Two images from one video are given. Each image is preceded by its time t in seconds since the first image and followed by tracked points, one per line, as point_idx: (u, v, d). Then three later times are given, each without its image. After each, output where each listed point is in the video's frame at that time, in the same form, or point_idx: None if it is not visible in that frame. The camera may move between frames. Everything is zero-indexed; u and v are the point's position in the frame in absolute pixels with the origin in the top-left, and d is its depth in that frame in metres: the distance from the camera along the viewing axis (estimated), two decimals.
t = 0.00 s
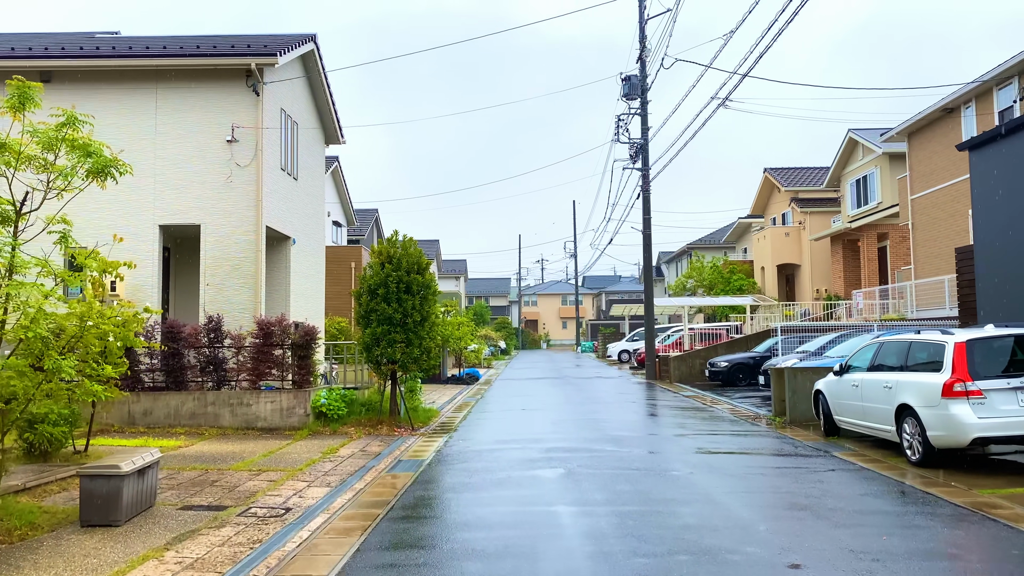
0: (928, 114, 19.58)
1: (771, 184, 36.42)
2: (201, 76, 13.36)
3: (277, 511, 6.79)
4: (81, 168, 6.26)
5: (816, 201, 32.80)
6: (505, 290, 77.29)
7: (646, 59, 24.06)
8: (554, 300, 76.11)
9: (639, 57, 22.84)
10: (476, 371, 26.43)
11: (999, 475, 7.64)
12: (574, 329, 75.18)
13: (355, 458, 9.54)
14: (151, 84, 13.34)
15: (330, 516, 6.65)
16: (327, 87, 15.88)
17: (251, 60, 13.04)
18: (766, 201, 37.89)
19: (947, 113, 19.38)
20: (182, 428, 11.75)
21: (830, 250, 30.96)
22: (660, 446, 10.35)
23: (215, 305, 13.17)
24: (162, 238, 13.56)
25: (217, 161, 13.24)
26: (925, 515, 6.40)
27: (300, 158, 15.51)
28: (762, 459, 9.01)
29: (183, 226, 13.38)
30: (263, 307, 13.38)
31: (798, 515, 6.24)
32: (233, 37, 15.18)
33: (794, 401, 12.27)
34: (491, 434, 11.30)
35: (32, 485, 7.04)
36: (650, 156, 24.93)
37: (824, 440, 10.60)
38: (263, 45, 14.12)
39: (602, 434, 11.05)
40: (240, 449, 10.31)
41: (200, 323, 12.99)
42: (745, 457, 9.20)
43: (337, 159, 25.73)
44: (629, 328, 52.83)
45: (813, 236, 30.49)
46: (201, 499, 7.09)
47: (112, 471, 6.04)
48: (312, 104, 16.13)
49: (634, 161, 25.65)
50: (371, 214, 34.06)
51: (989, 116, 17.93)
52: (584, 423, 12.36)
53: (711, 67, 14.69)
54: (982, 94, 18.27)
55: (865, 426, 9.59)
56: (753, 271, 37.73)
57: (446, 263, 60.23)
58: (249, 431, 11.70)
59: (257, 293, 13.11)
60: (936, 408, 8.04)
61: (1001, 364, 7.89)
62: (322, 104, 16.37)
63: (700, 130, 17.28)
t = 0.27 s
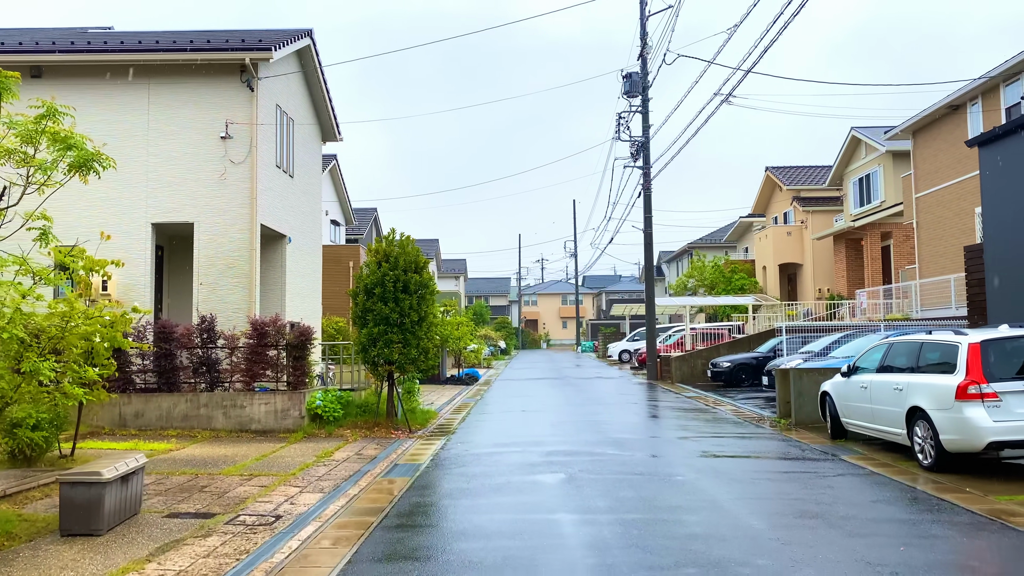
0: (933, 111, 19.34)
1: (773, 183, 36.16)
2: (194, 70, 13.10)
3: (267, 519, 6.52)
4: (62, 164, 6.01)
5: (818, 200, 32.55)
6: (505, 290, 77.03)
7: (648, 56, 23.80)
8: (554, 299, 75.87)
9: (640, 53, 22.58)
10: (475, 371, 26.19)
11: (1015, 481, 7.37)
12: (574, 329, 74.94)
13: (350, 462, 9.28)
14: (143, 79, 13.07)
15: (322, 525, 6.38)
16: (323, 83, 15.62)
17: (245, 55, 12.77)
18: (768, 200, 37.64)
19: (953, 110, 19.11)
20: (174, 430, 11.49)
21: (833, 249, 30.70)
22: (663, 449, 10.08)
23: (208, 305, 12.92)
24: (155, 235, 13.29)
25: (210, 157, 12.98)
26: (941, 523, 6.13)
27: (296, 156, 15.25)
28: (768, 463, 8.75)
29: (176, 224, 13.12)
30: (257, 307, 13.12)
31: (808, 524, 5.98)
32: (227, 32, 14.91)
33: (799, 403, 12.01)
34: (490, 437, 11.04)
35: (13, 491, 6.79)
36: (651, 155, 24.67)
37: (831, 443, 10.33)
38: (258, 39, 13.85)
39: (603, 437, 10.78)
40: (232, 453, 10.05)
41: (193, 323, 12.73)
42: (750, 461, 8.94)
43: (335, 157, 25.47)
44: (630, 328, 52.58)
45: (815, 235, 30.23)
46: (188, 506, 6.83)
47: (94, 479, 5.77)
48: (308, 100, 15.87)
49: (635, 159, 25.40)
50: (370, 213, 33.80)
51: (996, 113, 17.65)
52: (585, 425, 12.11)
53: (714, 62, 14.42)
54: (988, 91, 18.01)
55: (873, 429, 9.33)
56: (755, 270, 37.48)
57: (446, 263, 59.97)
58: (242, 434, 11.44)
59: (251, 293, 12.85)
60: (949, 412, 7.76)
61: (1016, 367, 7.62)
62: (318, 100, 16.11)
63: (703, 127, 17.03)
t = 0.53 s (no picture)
0: (939, 107, 19.08)
1: (775, 180, 35.91)
2: (188, 64, 12.85)
3: (257, 524, 6.27)
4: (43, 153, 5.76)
5: (820, 197, 32.30)
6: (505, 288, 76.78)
7: (649, 51, 23.55)
8: (554, 298, 75.62)
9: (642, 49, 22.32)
10: (475, 370, 25.95)
11: None
12: (574, 328, 74.68)
13: (346, 464, 9.03)
14: (136, 73, 12.82)
15: (314, 530, 6.13)
16: (320, 77, 15.37)
17: (240, 47, 12.52)
18: (769, 198, 37.39)
19: (959, 105, 18.86)
20: (166, 431, 11.24)
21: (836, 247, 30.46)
22: (667, 450, 9.85)
23: (202, 304, 12.67)
24: (148, 232, 13.04)
25: (204, 152, 12.73)
26: (959, 529, 5.88)
27: (292, 151, 14.99)
28: (776, 465, 8.50)
29: (170, 220, 12.87)
30: (253, 305, 12.87)
31: (821, 530, 5.72)
32: (222, 25, 14.66)
33: (805, 403, 11.77)
34: (490, 438, 10.80)
35: None
36: (652, 151, 24.41)
37: (839, 444, 10.08)
38: (253, 32, 13.60)
39: (605, 437, 10.54)
40: (224, 454, 9.80)
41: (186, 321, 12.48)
42: (757, 463, 8.69)
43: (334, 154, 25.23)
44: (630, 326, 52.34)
45: (818, 233, 29.96)
46: (176, 510, 6.59)
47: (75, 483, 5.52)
48: (305, 95, 15.61)
49: (636, 156, 25.15)
50: (369, 211, 33.56)
51: (1003, 108, 17.40)
52: (587, 425, 11.86)
53: (718, 56, 14.17)
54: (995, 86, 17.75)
55: (883, 430, 9.08)
56: (756, 269, 37.24)
57: (445, 262, 59.73)
58: (236, 434, 11.19)
59: (246, 290, 12.60)
60: (963, 412, 7.51)
61: None
62: (315, 94, 15.86)
63: (705, 123, 16.77)
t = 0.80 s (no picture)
0: (945, 102, 18.82)
1: (777, 178, 35.64)
2: (181, 57, 12.58)
3: (247, 532, 6.03)
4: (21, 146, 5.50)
5: (823, 195, 32.05)
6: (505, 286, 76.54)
7: (650, 47, 23.28)
8: (554, 296, 75.40)
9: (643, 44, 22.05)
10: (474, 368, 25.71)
11: None
12: (574, 326, 74.46)
13: (341, 467, 8.79)
14: (128, 67, 12.56)
15: (306, 539, 5.89)
16: (317, 71, 15.11)
17: (234, 40, 12.25)
18: (771, 195, 37.14)
19: (965, 101, 18.60)
20: (159, 432, 10.99)
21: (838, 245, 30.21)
22: (671, 452, 9.61)
23: (196, 302, 12.42)
24: (141, 229, 12.79)
25: (198, 148, 12.48)
26: (978, 538, 5.63)
27: (288, 147, 14.74)
28: (783, 469, 8.25)
29: (163, 217, 12.62)
30: (248, 303, 12.63)
31: (835, 540, 5.48)
32: (217, 18, 14.39)
33: (812, 404, 11.53)
34: (490, 439, 10.56)
35: None
36: (654, 148, 24.15)
37: (847, 446, 9.84)
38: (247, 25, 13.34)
39: (608, 439, 10.30)
40: (217, 455, 9.56)
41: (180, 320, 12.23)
42: (764, 466, 8.45)
43: (331, 150, 24.96)
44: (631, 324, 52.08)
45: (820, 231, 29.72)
46: (164, 517, 6.35)
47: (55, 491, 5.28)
48: (301, 90, 15.35)
49: (638, 153, 24.88)
50: (368, 209, 33.31)
51: (1011, 104, 17.13)
52: (588, 426, 11.62)
53: (721, 50, 13.90)
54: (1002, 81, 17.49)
55: (893, 432, 8.84)
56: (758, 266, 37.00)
57: (445, 260, 59.48)
58: (230, 436, 10.95)
59: (241, 289, 12.35)
60: (978, 415, 7.26)
61: None
62: (312, 89, 15.60)
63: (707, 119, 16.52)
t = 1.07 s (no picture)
0: (950, 97, 18.55)
1: (778, 174, 35.39)
2: (173, 49, 12.32)
3: (233, 537, 5.77)
4: None
5: (825, 191, 31.79)
6: (504, 285, 76.30)
7: (651, 41, 23.01)
8: (554, 294, 75.17)
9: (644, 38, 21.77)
10: (474, 367, 25.48)
11: None
12: (574, 324, 74.25)
13: (335, 468, 8.54)
14: (119, 59, 12.29)
15: (295, 545, 5.63)
16: (312, 64, 14.86)
17: (226, 32, 11.99)
18: (772, 192, 36.88)
19: (970, 95, 18.33)
20: (149, 432, 10.74)
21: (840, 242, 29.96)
22: (674, 452, 9.36)
23: (189, 300, 12.16)
24: (133, 225, 12.54)
25: (190, 141, 12.22)
26: (997, 544, 5.38)
27: (283, 141, 14.47)
28: (790, 470, 8.00)
29: (155, 213, 12.36)
30: (241, 301, 12.37)
31: (848, 546, 5.22)
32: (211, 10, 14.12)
33: (817, 403, 11.28)
34: (487, 439, 10.30)
35: None
36: (655, 144, 23.88)
37: (854, 447, 9.58)
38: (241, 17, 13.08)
39: (609, 439, 10.05)
40: (208, 456, 9.32)
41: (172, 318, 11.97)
42: (770, 467, 8.19)
43: (328, 146, 24.70)
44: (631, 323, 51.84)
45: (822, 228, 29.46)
46: (147, 521, 6.10)
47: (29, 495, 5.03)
48: (296, 83, 15.09)
49: (638, 149, 24.62)
50: (366, 206, 33.05)
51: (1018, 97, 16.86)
52: (589, 426, 11.38)
53: (725, 42, 13.64)
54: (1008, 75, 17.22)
55: (903, 432, 8.57)
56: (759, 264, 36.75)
57: (444, 258, 59.24)
58: (222, 435, 10.70)
59: (234, 286, 12.09)
60: (993, 415, 7.01)
61: None
62: (308, 82, 15.33)
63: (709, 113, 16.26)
